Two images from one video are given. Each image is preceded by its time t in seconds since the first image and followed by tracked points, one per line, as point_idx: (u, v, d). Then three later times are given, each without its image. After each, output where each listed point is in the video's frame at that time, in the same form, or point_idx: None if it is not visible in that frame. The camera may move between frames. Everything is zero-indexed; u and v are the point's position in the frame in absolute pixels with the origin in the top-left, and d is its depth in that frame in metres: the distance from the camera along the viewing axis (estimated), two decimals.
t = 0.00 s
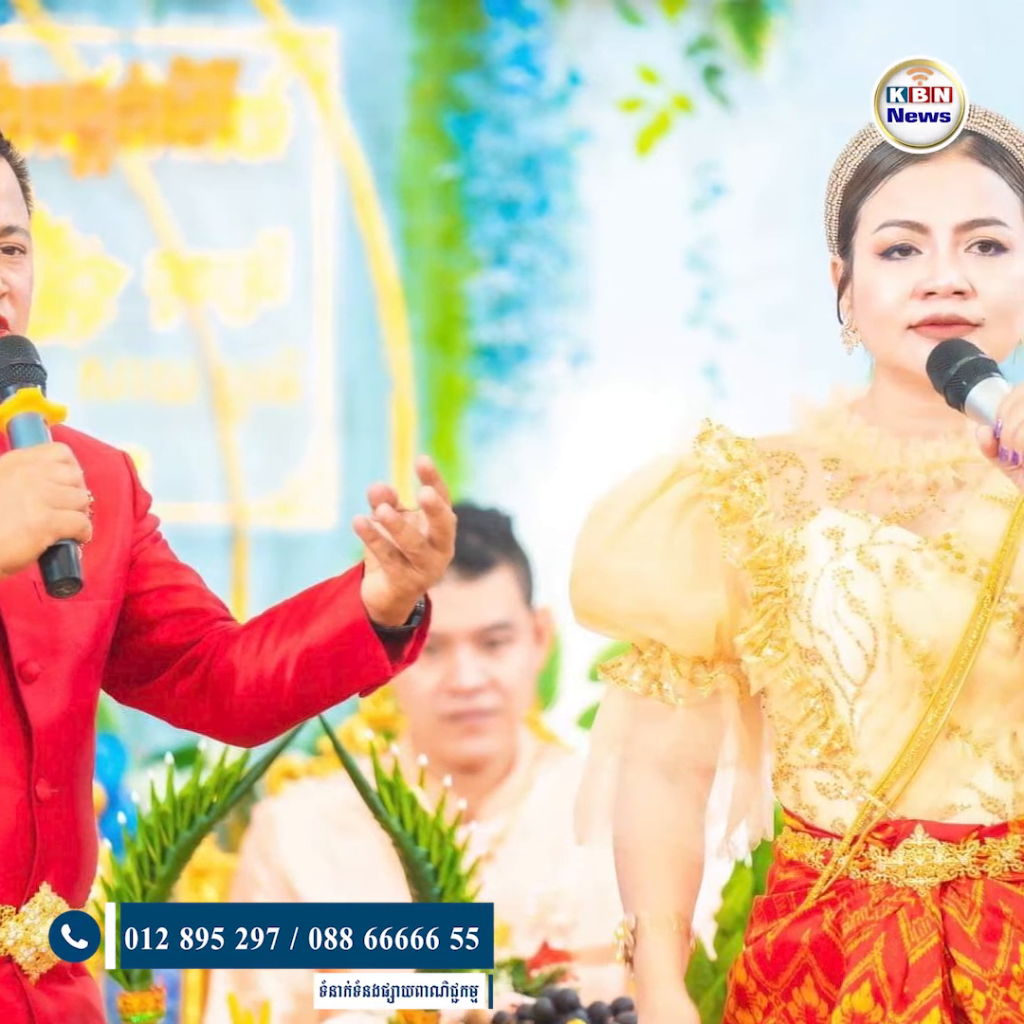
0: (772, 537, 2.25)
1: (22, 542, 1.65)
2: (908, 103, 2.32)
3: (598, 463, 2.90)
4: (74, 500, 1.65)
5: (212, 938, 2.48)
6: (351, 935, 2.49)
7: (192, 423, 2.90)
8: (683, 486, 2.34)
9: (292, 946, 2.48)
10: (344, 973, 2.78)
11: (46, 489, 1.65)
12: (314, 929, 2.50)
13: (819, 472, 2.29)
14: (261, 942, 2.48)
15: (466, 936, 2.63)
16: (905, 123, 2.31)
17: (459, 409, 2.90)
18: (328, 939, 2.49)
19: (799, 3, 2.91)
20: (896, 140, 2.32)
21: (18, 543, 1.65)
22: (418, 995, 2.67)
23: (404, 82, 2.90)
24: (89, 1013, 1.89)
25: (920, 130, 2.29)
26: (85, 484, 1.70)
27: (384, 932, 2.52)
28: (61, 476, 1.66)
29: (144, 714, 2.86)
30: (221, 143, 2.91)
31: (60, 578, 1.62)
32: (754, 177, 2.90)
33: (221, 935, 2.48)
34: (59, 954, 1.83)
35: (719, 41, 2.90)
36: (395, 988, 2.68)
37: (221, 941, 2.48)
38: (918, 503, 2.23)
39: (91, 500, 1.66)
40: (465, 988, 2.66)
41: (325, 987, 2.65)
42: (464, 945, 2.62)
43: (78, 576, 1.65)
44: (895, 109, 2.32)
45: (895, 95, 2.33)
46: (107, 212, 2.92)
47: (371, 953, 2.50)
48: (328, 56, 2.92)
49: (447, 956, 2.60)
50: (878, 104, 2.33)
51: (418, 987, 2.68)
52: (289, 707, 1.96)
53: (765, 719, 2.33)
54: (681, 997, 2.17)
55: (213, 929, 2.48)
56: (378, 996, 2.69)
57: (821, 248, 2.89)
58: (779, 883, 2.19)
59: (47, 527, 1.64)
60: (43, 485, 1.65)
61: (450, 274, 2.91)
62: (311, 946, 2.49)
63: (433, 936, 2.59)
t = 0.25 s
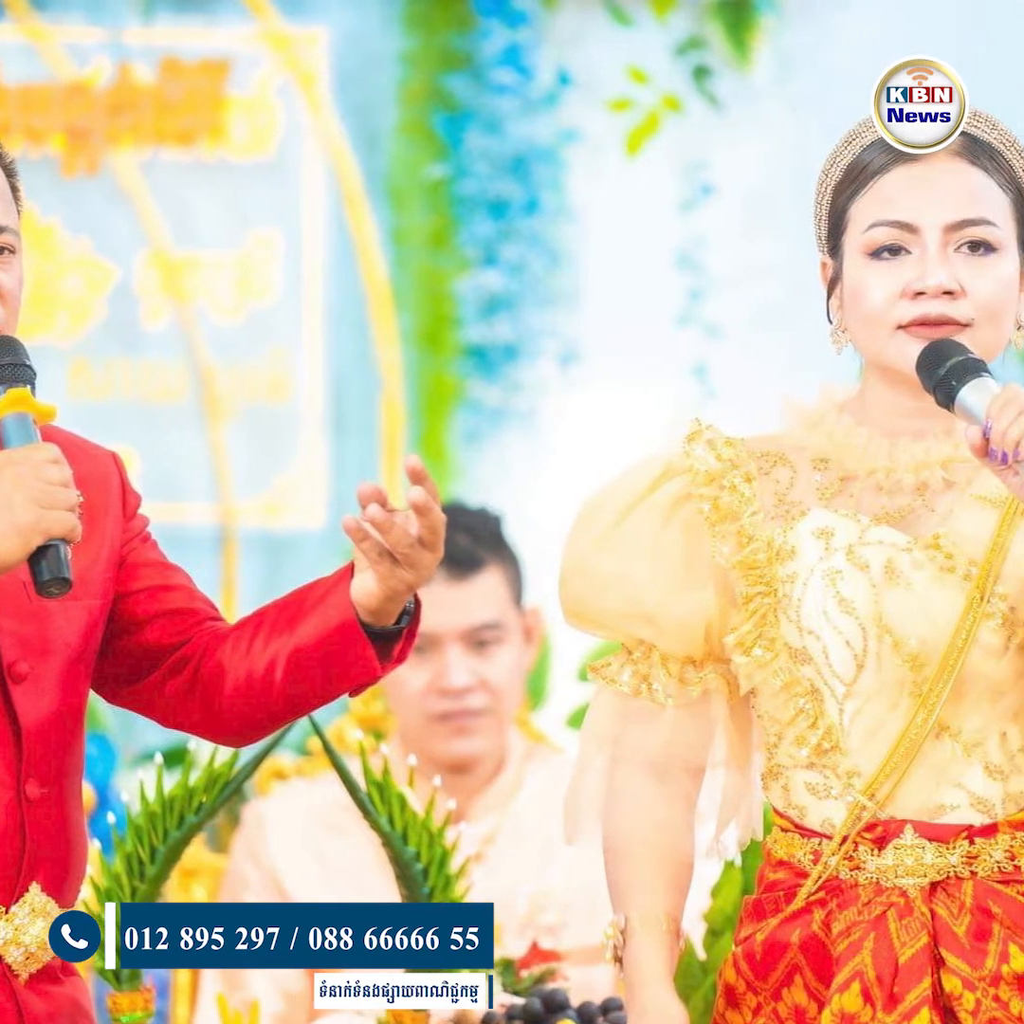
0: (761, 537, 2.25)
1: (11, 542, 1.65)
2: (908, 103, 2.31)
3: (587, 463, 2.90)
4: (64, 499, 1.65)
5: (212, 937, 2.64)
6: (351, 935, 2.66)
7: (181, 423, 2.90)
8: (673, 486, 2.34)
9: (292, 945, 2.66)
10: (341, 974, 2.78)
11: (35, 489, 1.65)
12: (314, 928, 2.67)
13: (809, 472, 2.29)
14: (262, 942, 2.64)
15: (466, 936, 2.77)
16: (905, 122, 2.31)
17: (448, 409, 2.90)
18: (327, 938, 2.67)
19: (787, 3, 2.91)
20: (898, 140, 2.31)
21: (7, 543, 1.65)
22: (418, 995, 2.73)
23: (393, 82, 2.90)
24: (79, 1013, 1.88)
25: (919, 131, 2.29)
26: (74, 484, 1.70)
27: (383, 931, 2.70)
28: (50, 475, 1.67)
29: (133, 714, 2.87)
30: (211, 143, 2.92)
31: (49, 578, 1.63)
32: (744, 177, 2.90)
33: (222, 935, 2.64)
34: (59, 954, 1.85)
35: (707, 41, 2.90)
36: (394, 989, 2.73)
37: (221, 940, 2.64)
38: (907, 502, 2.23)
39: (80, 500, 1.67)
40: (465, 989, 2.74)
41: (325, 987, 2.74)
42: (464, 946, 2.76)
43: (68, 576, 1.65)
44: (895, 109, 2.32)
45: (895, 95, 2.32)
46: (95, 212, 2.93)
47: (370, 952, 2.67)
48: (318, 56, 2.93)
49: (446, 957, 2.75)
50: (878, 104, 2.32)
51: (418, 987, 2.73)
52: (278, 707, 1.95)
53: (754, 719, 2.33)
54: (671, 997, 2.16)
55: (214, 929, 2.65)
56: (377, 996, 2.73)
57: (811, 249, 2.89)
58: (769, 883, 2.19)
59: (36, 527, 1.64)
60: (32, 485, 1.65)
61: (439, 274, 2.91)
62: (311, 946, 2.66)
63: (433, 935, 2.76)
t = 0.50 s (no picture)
0: (750, 537, 2.24)
1: None
2: (908, 103, 2.31)
3: (577, 463, 2.90)
4: (53, 499, 1.65)
5: (212, 936, 2.80)
6: (352, 935, 2.82)
7: (171, 423, 2.90)
8: (662, 486, 2.34)
9: (293, 945, 2.81)
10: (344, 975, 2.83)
11: (24, 489, 1.65)
12: (313, 929, 2.83)
13: (798, 472, 2.29)
14: (262, 942, 2.80)
15: (467, 936, 2.84)
16: (906, 122, 2.30)
17: (437, 409, 2.90)
18: (328, 938, 2.82)
19: (777, 3, 2.92)
20: (897, 139, 2.31)
21: None
22: (418, 995, 2.79)
23: (382, 82, 2.91)
24: (68, 1013, 1.88)
25: (920, 129, 2.29)
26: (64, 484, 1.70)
27: (384, 932, 2.82)
28: (40, 476, 1.67)
29: (122, 714, 2.87)
30: (200, 143, 2.93)
31: (39, 578, 1.63)
32: (733, 177, 2.90)
33: (222, 935, 2.80)
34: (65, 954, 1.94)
35: (697, 41, 2.90)
36: (395, 988, 2.80)
37: (222, 939, 2.80)
38: (896, 502, 2.23)
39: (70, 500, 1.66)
40: (465, 989, 2.80)
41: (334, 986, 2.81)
42: (463, 946, 2.83)
43: (58, 576, 1.66)
44: (895, 108, 2.31)
45: (895, 95, 2.32)
46: (85, 211, 2.93)
47: (371, 952, 2.81)
48: (307, 56, 2.93)
49: (447, 958, 2.82)
50: (878, 103, 2.32)
51: (418, 987, 2.79)
52: (268, 708, 1.95)
53: (743, 719, 2.32)
54: (661, 997, 2.16)
55: (214, 929, 2.80)
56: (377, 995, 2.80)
57: (800, 249, 2.90)
58: (758, 883, 2.19)
59: (25, 527, 1.64)
60: (22, 485, 1.65)
61: (428, 274, 2.91)
62: (312, 946, 2.82)
63: (433, 936, 2.83)
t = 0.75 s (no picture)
0: (739, 537, 2.24)
1: None
2: (908, 103, 2.29)
3: (566, 463, 2.90)
4: (42, 499, 1.66)
5: (188, 937, 2.74)
6: (328, 935, 2.76)
7: (160, 423, 2.90)
8: (650, 486, 2.34)
9: (270, 945, 2.73)
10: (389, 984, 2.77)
11: (13, 489, 1.66)
12: (290, 928, 2.74)
13: (787, 472, 2.29)
14: (238, 941, 2.74)
15: (444, 936, 2.81)
16: (906, 123, 2.29)
17: (427, 409, 2.91)
18: (305, 938, 2.75)
19: (766, 2, 2.91)
20: (897, 140, 2.29)
21: None
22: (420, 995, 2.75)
23: (371, 82, 2.91)
24: (58, 1013, 1.88)
25: (919, 131, 2.28)
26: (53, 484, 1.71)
27: (362, 932, 2.78)
28: (30, 476, 1.68)
29: (112, 714, 2.88)
30: (189, 143, 2.93)
31: (28, 579, 1.63)
32: (722, 177, 2.90)
33: (198, 934, 2.73)
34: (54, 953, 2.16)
35: (686, 41, 2.90)
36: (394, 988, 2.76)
37: (198, 940, 2.73)
38: (886, 502, 2.22)
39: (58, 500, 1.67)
40: (464, 989, 2.76)
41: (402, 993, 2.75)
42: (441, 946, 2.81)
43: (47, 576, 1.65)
44: (895, 109, 2.30)
45: (896, 95, 2.30)
46: (73, 212, 2.94)
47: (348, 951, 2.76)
48: (297, 56, 2.93)
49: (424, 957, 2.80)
50: (878, 104, 2.30)
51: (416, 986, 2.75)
52: (257, 708, 1.94)
53: (732, 719, 2.32)
54: (650, 997, 2.16)
55: (190, 929, 2.74)
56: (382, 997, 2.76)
57: (790, 249, 2.89)
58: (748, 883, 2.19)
59: (13, 527, 1.65)
60: (11, 485, 1.66)
61: (418, 274, 2.91)
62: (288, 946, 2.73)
63: (410, 935, 2.80)
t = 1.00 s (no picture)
0: (729, 537, 2.24)
1: None
2: (908, 103, 2.30)
3: (556, 463, 2.90)
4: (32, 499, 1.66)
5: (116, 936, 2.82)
6: (242, 934, 2.83)
7: (150, 423, 2.91)
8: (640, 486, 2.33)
9: (184, 944, 2.83)
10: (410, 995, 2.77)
11: (4, 488, 1.67)
12: (202, 927, 2.84)
13: (777, 472, 2.29)
14: (154, 941, 2.83)
15: (358, 935, 2.83)
16: (906, 122, 2.30)
17: (416, 409, 2.91)
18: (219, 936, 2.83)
19: (755, 3, 2.91)
20: (897, 140, 2.30)
21: None
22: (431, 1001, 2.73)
23: (361, 82, 2.91)
24: (47, 1012, 1.88)
25: (918, 130, 2.29)
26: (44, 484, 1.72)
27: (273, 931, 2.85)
28: (19, 476, 1.70)
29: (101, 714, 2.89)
30: (178, 143, 2.93)
31: (17, 578, 1.63)
32: (712, 177, 2.91)
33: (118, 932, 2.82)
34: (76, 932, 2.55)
35: (675, 41, 2.91)
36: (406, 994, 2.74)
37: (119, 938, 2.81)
38: (875, 502, 2.23)
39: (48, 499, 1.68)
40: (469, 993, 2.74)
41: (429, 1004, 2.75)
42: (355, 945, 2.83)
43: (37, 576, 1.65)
44: (895, 109, 2.30)
45: (895, 95, 2.31)
46: (62, 212, 2.94)
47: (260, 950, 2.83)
48: (286, 56, 2.94)
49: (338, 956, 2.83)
50: (878, 104, 2.31)
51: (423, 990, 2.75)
52: (247, 708, 1.94)
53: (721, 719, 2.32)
54: (638, 997, 2.15)
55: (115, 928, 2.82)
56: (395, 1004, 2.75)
57: (780, 250, 2.89)
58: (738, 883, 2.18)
59: (3, 527, 1.65)
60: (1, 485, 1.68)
61: (407, 274, 2.91)
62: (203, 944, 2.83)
63: (323, 935, 2.84)
